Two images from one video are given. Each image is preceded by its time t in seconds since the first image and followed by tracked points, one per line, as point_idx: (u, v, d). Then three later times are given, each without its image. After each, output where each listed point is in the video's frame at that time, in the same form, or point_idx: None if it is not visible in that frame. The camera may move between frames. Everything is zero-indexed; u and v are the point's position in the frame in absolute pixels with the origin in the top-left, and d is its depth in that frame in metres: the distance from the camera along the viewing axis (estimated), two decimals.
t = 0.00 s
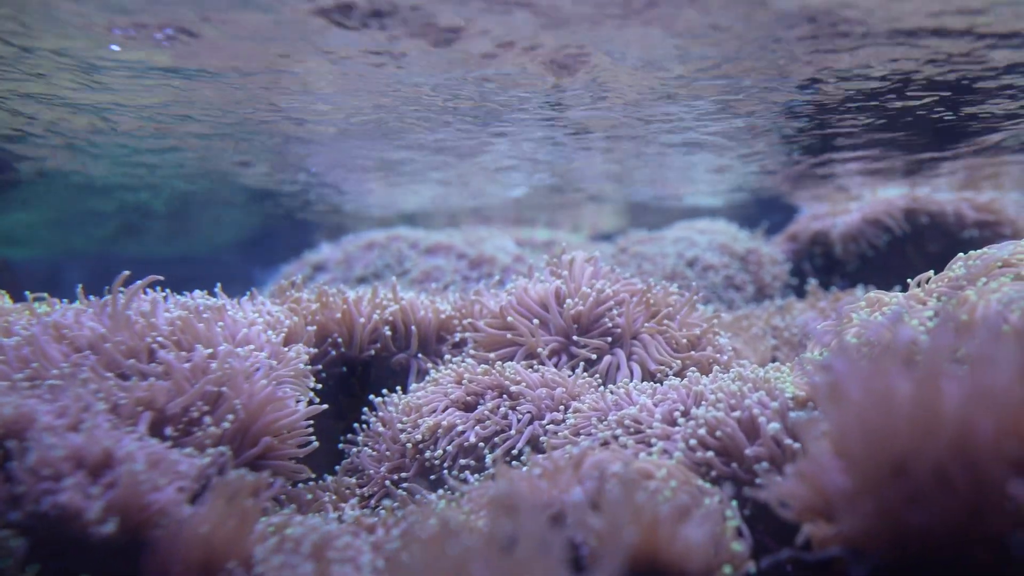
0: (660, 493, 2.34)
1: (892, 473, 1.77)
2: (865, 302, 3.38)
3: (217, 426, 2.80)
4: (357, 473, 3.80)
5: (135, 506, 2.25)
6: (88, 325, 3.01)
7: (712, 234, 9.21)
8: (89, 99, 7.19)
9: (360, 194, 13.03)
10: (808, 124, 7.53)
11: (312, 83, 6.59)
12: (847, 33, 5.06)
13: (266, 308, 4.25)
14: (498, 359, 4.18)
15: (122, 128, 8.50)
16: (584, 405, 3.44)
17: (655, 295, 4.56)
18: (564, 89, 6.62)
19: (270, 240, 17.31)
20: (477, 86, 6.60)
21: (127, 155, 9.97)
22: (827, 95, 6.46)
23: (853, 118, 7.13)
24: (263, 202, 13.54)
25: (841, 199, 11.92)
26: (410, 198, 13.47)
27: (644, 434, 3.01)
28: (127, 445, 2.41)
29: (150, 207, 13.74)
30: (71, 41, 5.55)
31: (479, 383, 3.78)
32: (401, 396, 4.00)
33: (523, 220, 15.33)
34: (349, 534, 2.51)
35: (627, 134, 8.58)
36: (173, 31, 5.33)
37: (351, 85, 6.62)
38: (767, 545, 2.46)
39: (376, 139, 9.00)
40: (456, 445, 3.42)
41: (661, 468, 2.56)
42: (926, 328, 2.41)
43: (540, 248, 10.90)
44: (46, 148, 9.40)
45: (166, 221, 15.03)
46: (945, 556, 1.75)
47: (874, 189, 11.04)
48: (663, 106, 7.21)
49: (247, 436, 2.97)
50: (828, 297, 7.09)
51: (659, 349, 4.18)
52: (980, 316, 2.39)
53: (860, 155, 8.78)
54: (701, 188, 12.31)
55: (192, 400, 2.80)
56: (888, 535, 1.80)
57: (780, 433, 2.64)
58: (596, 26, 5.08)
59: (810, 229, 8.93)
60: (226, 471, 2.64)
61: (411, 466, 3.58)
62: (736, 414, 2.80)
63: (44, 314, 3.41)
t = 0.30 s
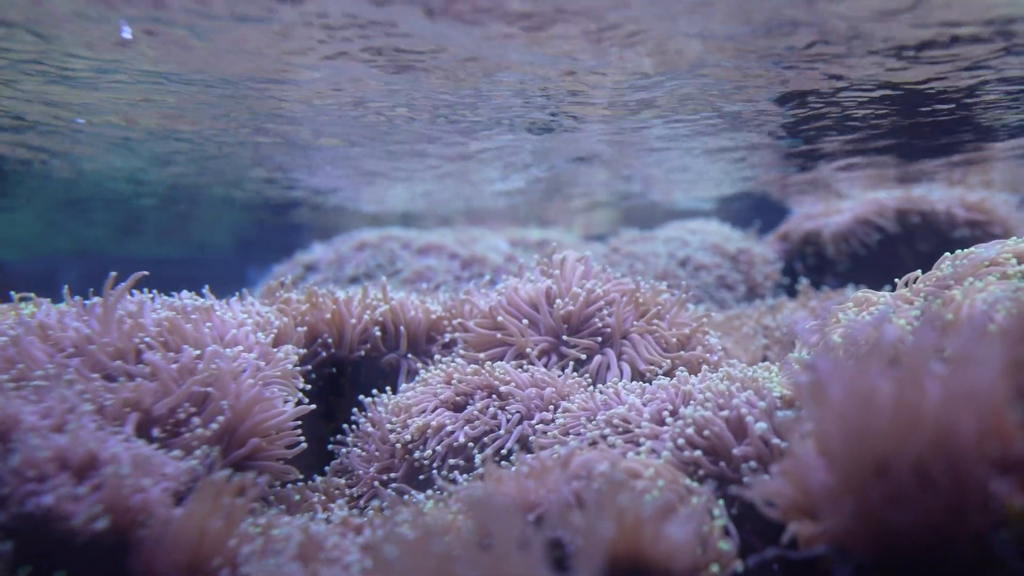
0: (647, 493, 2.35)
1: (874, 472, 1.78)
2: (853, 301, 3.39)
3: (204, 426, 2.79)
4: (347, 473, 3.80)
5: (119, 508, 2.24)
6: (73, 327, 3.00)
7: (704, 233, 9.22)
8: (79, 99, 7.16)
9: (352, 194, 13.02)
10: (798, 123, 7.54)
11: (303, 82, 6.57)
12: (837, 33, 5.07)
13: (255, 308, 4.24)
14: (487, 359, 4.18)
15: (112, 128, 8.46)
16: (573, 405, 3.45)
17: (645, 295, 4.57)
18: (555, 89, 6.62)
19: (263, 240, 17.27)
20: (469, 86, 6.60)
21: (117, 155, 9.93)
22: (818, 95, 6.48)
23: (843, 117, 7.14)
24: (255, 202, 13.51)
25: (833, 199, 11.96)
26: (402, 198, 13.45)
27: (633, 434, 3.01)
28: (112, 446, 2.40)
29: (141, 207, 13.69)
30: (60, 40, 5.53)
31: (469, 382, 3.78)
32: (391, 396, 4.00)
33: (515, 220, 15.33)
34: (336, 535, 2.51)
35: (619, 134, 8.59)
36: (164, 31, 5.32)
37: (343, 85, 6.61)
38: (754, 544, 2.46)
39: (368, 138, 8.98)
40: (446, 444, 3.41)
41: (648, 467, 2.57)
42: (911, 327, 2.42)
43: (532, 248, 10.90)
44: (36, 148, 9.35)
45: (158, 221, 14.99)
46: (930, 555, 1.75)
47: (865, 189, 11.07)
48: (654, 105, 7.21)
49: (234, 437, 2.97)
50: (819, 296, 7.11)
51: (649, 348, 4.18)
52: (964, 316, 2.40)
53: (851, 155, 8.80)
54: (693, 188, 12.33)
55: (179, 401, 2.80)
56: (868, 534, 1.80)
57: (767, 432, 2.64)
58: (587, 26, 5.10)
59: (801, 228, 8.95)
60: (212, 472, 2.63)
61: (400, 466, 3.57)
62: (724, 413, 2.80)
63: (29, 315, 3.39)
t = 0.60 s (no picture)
0: (631, 491, 2.36)
1: (851, 471, 1.78)
2: (839, 300, 3.40)
3: (190, 425, 2.78)
4: (334, 471, 3.80)
5: (102, 507, 2.23)
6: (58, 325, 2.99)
7: (694, 231, 9.24)
8: (66, 95, 7.11)
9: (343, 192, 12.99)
10: (788, 122, 7.56)
11: (292, 80, 6.55)
12: (826, 32, 5.08)
13: (243, 306, 4.23)
14: (475, 357, 4.18)
15: (100, 125, 8.42)
16: (560, 403, 3.45)
17: (634, 294, 4.58)
18: (545, 86, 6.61)
19: (253, 238, 17.21)
20: (459, 83, 6.58)
21: (106, 152, 9.89)
22: (807, 93, 6.49)
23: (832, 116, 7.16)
24: (246, 200, 13.47)
25: (823, 198, 12.00)
26: (393, 196, 13.43)
27: (619, 432, 3.02)
28: (96, 445, 2.40)
29: (131, 205, 13.63)
30: (45, 35, 5.49)
31: (456, 381, 3.78)
32: (379, 394, 4.00)
33: (507, 218, 15.32)
34: (320, 534, 2.51)
35: (609, 132, 8.60)
36: (151, 28, 5.29)
37: (332, 82, 6.59)
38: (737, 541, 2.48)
39: (358, 136, 8.96)
40: (433, 442, 3.42)
41: (633, 465, 2.58)
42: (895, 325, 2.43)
43: (523, 246, 10.89)
44: (23, 145, 9.30)
45: (148, 219, 14.91)
46: (903, 554, 1.75)
47: (855, 188, 11.10)
48: (644, 104, 7.22)
49: (220, 435, 2.96)
50: (808, 294, 7.13)
51: (637, 346, 4.19)
52: (947, 315, 2.42)
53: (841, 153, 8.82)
54: (684, 187, 12.35)
55: (163, 399, 2.79)
56: (848, 532, 1.80)
57: (752, 430, 2.65)
58: (577, 25, 5.10)
59: (792, 226, 8.97)
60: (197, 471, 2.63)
61: (387, 464, 3.57)
62: (710, 411, 2.82)
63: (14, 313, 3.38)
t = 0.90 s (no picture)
0: (612, 490, 2.36)
1: (828, 466, 1.77)
2: (822, 299, 3.42)
3: (172, 424, 2.78)
4: (319, 471, 3.79)
5: (81, 506, 2.22)
6: (39, 324, 2.98)
7: (682, 232, 9.27)
8: (51, 95, 7.07)
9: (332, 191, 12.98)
10: (775, 122, 7.58)
11: (279, 79, 6.54)
12: (811, 33, 5.11)
13: (228, 306, 4.22)
14: (461, 357, 4.18)
15: (86, 125, 8.38)
16: (545, 402, 3.45)
17: (619, 293, 4.58)
18: (533, 87, 6.62)
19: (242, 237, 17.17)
20: (447, 83, 6.58)
21: (92, 152, 9.84)
22: (794, 94, 6.52)
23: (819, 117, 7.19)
24: (234, 199, 13.43)
25: (811, 198, 12.06)
26: (382, 195, 13.41)
27: (603, 431, 3.03)
28: (76, 444, 2.38)
29: (118, 204, 13.57)
30: (29, 34, 5.46)
31: (441, 380, 3.78)
32: (364, 394, 3.99)
33: (496, 218, 15.32)
34: (302, 533, 2.50)
35: (597, 132, 8.62)
36: (136, 28, 5.27)
37: (319, 82, 6.58)
38: (719, 541, 2.48)
39: (346, 135, 8.95)
40: (417, 442, 3.42)
41: (616, 464, 2.58)
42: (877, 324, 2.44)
43: (511, 246, 10.89)
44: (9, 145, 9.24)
45: (136, 218, 14.87)
46: (881, 547, 1.75)
47: (842, 188, 11.16)
48: (632, 104, 7.23)
49: (202, 436, 2.96)
50: (794, 294, 7.16)
51: (622, 346, 4.20)
52: (927, 314, 2.43)
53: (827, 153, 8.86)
54: (673, 187, 12.38)
55: (145, 399, 2.77)
56: (824, 531, 1.80)
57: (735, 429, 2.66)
58: (564, 26, 5.11)
59: (779, 226, 9.00)
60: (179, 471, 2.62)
61: (372, 464, 3.56)
62: (693, 411, 2.83)
63: None
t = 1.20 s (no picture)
0: (595, 490, 2.36)
1: (806, 466, 1.77)
2: (807, 299, 3.43)
3: (155, 424, 2.77)
4: (305, 472, 3.78)
5: (61, 508, 2.21)
6: (23, 324, 2.97)
7: (672, 231, 9.29)
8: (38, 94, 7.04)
9: (321, 191, 12.96)
10: (763, 121, 7.61)
11: (267, 79, 6.54)
12: (799, 33, 5.12)
13: (213, 306, 4.21)
14: (447, 357, 4.19)
15: (73, 124, 8.35)
16: (531, 402, 3.46)
17: (605, 293, 4.60)
18: (521, 86, 6.63)
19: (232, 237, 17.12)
20: (435, 83, 6.58)
21: (80, 151, 9.80)
22: (781, 94, 6.54)
23: (806, 116, 7.22)
24: (224, 199, 13.40)
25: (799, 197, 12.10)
26: (372, 195, 13.40)
27: (587, 430, 3.04)
28: (57, 446, 2.37)
29: (107, 205, 13.52)
30: (15, 33, 5.44)
31: (427, 380, 3.79)
32: (350, 394, 3.99)
33: (487, 218, 15.33)
34: (284, 534, 2.50)
35: (586, 132, 8.63)
36: (123, 27, 5.25)
37: (308, 81, 6.56)
38: (702, 539, 2.50)
39: (335, 135, 8.94)
40: (403, 442, 3.42)
41: (599, 463, 2.58)
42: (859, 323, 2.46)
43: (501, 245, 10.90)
44: None
45: (125, 219, 14.82)
46: (860, 547, 1.74)
47: (831, 188, 11.19)
48: (620, 104, 7.24)
49: (187, 436, 2.95)
50: (782, 293, 7.19)
51: (609, 345, 4.21)
52: (909, 313, 2.45)
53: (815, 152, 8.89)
54: (663, 186, 12.41)
55: (129, 399, 2.77)
56: (803, 529, 1.80)
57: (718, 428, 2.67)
58: (551, 26, 5.11)
59: (769, 226, 9.03)
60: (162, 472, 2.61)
61: (357, 464, 3.56)
62: (677, 410, 2.84)
63: None
